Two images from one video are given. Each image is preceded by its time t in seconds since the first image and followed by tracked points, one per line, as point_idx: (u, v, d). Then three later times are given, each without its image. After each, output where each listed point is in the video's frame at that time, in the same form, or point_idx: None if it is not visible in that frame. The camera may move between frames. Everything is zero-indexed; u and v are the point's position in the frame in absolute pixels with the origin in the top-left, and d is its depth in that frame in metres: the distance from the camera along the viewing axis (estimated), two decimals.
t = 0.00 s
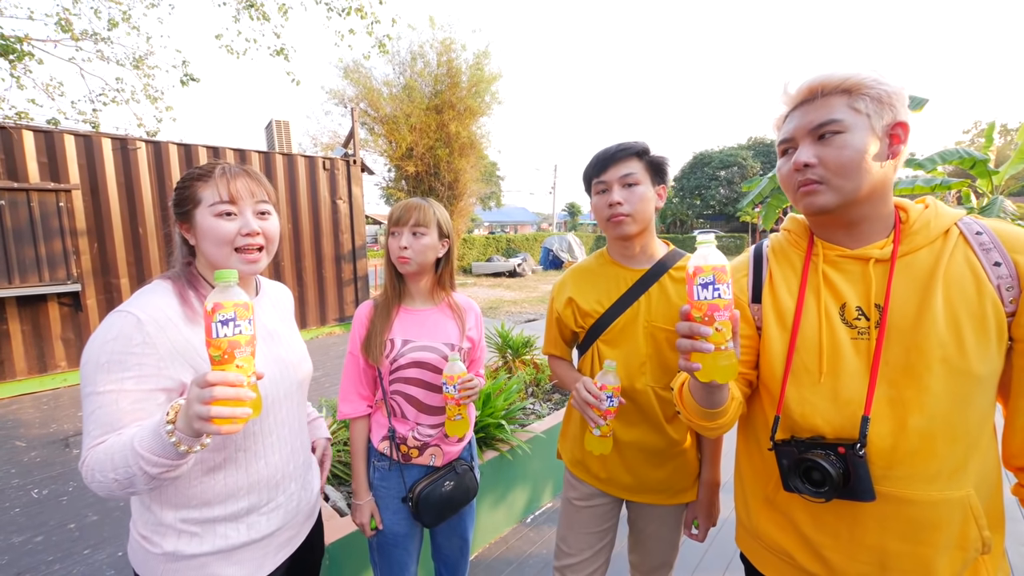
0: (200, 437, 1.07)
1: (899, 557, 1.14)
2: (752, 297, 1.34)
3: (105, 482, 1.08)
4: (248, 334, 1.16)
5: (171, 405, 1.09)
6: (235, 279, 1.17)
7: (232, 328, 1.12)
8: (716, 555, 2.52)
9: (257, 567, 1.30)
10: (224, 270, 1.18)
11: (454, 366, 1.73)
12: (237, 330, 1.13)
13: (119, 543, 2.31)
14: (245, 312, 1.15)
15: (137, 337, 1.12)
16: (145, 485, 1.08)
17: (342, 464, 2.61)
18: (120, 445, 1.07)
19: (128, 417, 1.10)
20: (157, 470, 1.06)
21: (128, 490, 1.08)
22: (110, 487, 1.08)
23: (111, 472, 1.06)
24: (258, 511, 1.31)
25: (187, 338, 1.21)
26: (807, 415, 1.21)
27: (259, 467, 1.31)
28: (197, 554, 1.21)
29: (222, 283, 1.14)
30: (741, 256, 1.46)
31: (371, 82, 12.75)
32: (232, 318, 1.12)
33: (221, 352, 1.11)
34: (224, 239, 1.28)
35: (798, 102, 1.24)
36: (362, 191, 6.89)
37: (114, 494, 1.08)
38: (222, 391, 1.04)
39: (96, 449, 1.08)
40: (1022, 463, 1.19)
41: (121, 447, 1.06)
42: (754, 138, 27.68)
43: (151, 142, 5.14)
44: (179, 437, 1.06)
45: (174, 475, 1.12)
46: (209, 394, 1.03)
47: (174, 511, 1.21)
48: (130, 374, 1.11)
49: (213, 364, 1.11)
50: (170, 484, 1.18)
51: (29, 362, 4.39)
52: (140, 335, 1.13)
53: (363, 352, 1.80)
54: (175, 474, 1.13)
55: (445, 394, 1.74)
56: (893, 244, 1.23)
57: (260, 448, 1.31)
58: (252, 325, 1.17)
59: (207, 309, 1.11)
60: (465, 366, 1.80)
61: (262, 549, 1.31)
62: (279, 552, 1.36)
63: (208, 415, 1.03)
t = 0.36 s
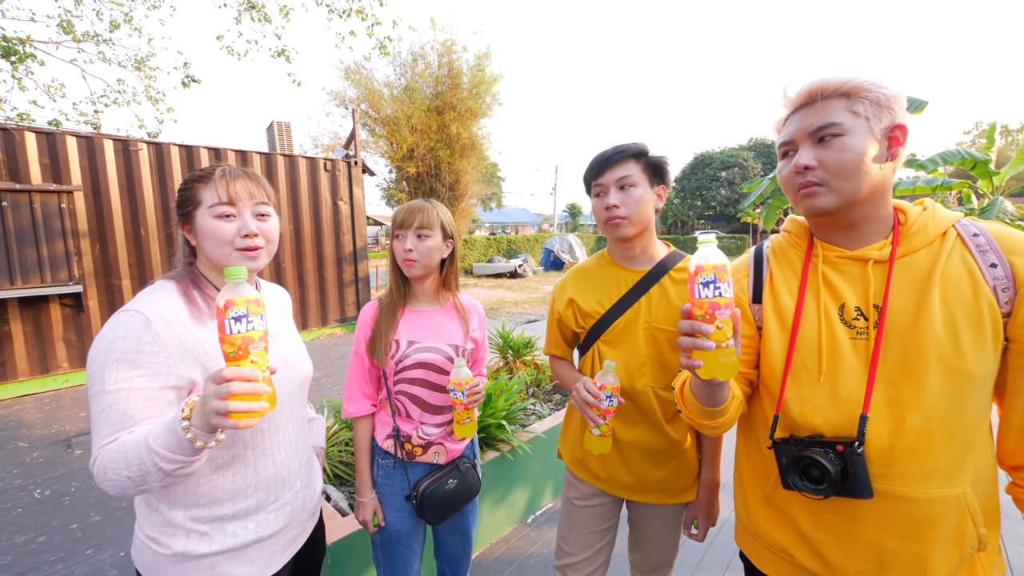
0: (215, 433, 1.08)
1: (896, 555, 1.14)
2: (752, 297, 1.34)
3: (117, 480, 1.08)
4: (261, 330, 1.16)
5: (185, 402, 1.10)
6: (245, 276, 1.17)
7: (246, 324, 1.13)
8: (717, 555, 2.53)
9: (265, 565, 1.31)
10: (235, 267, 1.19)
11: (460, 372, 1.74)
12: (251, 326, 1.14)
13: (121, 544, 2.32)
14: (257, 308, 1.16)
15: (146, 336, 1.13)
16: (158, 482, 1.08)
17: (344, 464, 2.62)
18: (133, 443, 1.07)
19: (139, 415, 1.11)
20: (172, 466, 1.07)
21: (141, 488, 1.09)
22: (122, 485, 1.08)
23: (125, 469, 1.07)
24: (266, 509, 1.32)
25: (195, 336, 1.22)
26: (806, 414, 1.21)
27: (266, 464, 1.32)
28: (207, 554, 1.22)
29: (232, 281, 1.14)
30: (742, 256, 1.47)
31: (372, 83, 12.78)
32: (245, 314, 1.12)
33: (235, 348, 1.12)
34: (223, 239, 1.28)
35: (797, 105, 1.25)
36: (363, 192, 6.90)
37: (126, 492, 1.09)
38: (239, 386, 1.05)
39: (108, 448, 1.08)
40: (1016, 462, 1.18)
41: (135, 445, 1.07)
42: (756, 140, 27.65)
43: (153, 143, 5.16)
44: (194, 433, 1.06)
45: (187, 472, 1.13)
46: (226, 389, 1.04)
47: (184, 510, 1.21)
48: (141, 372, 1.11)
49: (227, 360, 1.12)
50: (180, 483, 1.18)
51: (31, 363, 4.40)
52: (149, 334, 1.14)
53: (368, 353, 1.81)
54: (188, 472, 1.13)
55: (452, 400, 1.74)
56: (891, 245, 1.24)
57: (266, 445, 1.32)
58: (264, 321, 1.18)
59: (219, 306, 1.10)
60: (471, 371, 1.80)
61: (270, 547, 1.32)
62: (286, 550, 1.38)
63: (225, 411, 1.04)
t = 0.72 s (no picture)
0: (218, 425, 1.09)
1: (895, 550, 1.15)
2: (756, 295, 1.35)
3: (116, 473, 1.07)
4: (267, 325, 1.17)
5: (188, 395, 1.10)
6: (251, 272, 1.18)
7: (252, 319, 1.13)
8: (715, 552, 2.54)
9: (255, 560, 1.30)
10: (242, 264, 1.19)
11: (464, 371, 1.75)
12: (257, 321, 1.14)
13: (122, 539, 2.33)
14: (263, 304, 1.16)
15: (135, 329, 1.14)
16: (158, 474, 1.09)
17: (345, 461, 2.62)
18: (134, 435, 1.07)
19: (134, 408, 1.10)
20: (173, 458, 1.07)
21: (140, 480, 1.09)
22: (121, 477, 1.08)
23: (125, 462, 1.06)
24: (255, 505, 1.31)
25: (183, 330, 1.22)
26: (807, 411, 1.22)
27: (254, 463, 1.31)
28: (194, 548, 1.22)
29: (239, 277, 1.15)
30: (746, 254, 1.47)
31: (372, 81, 12.77)
32: (251, 309, 1.13)
33: (242, 343, 1.13)
34: (212, 235, 1.27)
35: (802, 105, 1.25)
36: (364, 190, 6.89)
37: (125, 485, 1.08)
38: (244, 379, 1.05)
39: (106, 440, 1.08)
40: (1013, 458, 1.19)
41: (134, 437, 1.07)
42: (756, 140, 27.65)
43: (153, 140, 5.15)
44: (198, 425, 1.07)
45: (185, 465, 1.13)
46: (231, 381, 1.04)
47: (170, 504, 1.22)
48: (133, 365, 1.12)
49: (233, 354, 1.13)
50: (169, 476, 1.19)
51: (31, 359, 4.41)
52: (138, 327, 1.14)
53: (370, 351, 1.82)
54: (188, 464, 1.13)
55: (455, 399, 1.75)
56: (893, 244, 1.24)
57: (254, 443, 1.31)
58: (270, 316, 1.18)
59: (227, 301, 1.11)
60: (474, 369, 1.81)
61: (261, 541, 1.32)
62: (278, 544, 1.37)
63: (231, 403, 1.05)
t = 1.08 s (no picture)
0: (203, 415, 1.09)
1: (888, 538, 1.17)
2: (758, 289, 1.36)
3: (104, 467, 1.08)
4: (246, 312, 1.17)
5: (172, 387, 1.10)
6: (230, 260, 1.16)
7: (231, 307, 1.14)
8: (711, 544, 2.56)
9: (244, 556, 1.31)
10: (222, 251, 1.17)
11: (454, 367, 1.72)
12: (236, 308, 1.14)
13: (119, 533, 2.33)
14: (243, 291, 1.16)
15: (116, 324, 1.13)
16: (145, 467, 1.09)
17: (343, 454, 2.63)
18: (119, 429, 1.07)
19: (119, 402, 1.11)
20: (160, 450, 1.07)
21: (129, 474, 1.09)
22: (110, 470, 1.08)
23: (112, 455, 1.07)
24: (244, 502, 1.30)
25: (165, 325, 1.22)
26: (806, 403, 1.24)
27: (243, 459, 1.31)
28: (182, 542, 1.23)
29: (218, 265, 1.13)
30: (748, 248, 1.48)
31: (370, 75, 12.69)
32: (230, 297, 1.13)
33: (221, 330, 1.12)
34: (197, 231, 1.26)
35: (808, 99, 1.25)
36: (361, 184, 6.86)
37: (115, 479, 1.09)
38: (225, 366, 1.06)
39: (93, 434, 1.08)
40: (1006, 450, 1.21)
41: (119, 430, 1.07)
42: (755, 137, 27.66)
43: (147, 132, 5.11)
44: (182, 416, 1.07)
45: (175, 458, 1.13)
46: (212, 369, 1.05)
47: (158, 498, 1.23)
48: (115, 360, 1.12)
49: (214, 343, 1.13)
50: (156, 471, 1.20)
51: (25, 353, 4.39)
52: (120, 322, 1.14)
53: (370, 345, 1.85)
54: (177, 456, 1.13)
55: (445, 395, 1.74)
56: (895, 239, 1.25)
57: (243, 440, 1.30)
58: (250, 304, 1.19)
59: (205, 289, 1.11)
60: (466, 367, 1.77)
61: (250, 537, 1.32)
62: (269, 541, 1.37)
63: (212, 391, 1.05)
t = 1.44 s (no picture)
0: (200, 412, 1.08)
1: (891, 537, 1.17)
2: (761, 286, 1.36)
3: (99, 465, 1.06)
4: (245, 307, 1.15)
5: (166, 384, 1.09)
6: (229, 253, 1.14)
7: (229, 301, 1.11)
8: (708, 542, 2.56)
9: (246, 555, 1.29)
10: (218, 244, 1.15)
11: (437, 371, 1.70)
12: (234, 302, 1.12)
13: (119, 526, 2.32)
14: (241, 285, 1.14)
15: (114, 319, 1.12)
16: (141, 465, 1.07)
17: (340, 450, 2.62)
18: (115, 426, 1.05)
19: (115, 399, 1.09)
20: (156, 449, 1.06)
21: (124, 472, 1.07)
22: (104, 469, 1.07)
23: (107, 454, 1.05)
24: (247, 500, 1.29)
25: (164, 320, 1.21)
26: (809, 401, 1.23)
27: (245, 456, 1.29)
28: (184, 541, 1.21)
29: (216, 258, 1.11)
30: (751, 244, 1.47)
31: (369, 70, 12.62)
32: (228, 291, 1.11)
33: (219, 325, 1.11)
34: (203, 225, 1.24)
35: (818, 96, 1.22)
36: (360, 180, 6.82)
37: (108, 476, 1.07)
38: (222, 362, 1.04)
39: (87, 432, 1.06)
40: (1011, 450, 1.20)
41: (115, 428, 1.05)
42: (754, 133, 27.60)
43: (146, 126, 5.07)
44: (178, 413, 1.06)
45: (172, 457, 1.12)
46: (208, 365, 1.03)
47: (159, 496, 1.21)
48: (113, 356, 1.10)
49: (211, 337, 1.11)
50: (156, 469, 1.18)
51: (26, 347, 4.37)
52: (117, 317, 1.12)
53: (367, 343, 1.87)
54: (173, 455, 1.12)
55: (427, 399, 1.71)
56: (903, 236, 1.24)
57: (246, 437, 1.29)
58: (249, 298, 1.17)
59: (203, 282, 1.09)
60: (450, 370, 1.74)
61: (251, 536, 1.31)
62: (270, 539, 1.36)
63: (209, 387, 1.03)
